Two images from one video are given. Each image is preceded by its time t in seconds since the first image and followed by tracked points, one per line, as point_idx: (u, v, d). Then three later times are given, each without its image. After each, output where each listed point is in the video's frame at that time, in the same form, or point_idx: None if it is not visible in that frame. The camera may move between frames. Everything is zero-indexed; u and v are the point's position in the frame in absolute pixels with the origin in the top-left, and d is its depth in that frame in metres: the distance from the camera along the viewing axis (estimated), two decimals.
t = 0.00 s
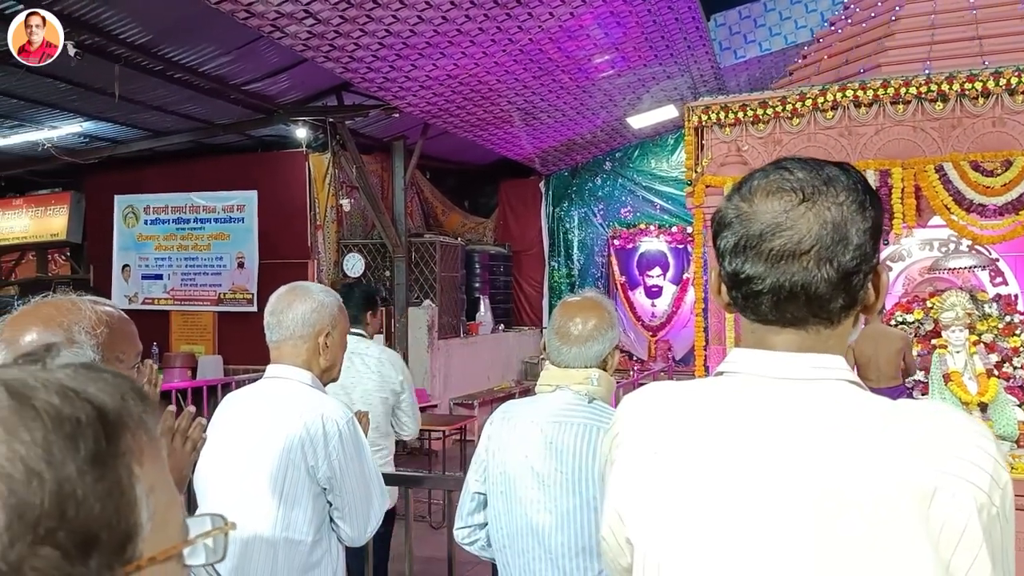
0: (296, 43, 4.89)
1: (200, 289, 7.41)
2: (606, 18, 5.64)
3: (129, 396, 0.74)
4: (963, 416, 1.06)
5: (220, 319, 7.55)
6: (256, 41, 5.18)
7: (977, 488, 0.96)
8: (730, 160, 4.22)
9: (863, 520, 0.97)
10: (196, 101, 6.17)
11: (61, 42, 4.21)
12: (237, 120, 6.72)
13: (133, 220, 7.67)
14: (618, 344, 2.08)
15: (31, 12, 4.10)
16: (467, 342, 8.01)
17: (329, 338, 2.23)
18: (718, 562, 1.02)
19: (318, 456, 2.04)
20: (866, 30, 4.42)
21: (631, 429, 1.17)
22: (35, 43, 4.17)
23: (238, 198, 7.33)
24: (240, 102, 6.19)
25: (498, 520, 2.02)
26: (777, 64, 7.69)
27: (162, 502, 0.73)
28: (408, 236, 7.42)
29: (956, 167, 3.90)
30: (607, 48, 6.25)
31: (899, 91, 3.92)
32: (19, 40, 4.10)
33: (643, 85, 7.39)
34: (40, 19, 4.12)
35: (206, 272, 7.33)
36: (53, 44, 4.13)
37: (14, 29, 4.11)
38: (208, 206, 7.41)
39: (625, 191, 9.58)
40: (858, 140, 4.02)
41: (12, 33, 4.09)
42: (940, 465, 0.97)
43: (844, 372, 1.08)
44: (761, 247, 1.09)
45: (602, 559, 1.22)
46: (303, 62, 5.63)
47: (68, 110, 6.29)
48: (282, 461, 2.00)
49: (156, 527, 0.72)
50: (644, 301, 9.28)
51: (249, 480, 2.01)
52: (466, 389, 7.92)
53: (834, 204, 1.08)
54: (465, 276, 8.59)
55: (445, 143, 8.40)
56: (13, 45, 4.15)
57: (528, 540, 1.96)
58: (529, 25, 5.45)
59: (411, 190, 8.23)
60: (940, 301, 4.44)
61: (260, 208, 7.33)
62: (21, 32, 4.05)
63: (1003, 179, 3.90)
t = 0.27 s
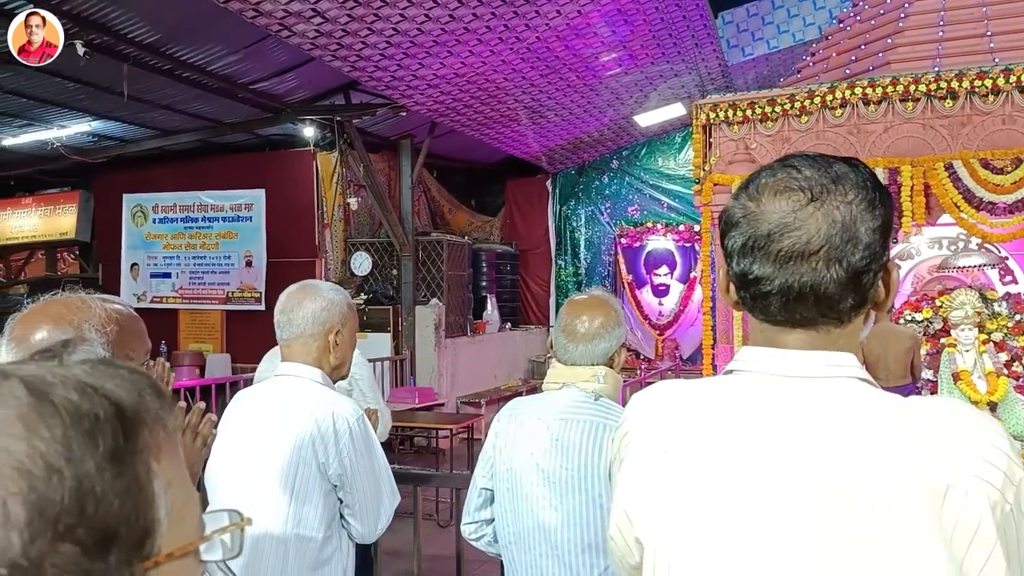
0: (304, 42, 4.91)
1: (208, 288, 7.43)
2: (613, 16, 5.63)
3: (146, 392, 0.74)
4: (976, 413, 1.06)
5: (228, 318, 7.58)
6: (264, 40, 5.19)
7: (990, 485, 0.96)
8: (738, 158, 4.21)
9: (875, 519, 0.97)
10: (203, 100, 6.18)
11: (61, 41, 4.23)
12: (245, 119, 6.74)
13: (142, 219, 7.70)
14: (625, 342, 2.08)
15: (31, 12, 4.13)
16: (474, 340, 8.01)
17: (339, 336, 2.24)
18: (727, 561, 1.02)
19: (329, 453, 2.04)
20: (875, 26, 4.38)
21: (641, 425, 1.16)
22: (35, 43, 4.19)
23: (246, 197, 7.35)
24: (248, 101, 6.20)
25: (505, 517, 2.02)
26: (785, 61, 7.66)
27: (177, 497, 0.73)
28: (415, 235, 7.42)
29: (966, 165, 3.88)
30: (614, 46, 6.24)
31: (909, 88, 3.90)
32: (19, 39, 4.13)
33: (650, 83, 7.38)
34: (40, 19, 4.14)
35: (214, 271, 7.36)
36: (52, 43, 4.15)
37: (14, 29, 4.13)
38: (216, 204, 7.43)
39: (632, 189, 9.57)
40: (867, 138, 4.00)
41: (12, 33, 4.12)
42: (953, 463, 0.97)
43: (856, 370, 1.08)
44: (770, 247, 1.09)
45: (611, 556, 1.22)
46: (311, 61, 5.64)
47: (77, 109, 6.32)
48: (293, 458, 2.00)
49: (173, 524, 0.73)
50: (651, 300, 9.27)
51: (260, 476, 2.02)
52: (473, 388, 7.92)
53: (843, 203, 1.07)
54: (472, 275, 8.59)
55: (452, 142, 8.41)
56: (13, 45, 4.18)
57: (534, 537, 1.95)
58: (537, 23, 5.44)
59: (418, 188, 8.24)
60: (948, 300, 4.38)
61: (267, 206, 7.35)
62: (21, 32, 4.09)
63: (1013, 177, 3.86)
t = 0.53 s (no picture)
0: (313, 42, 4.92)
1: (217, 287, 7.46)
2: (621, 14, 5.62)
3: (159, 385, 0.74)
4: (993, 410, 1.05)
5: (237, 317, 7.61)
6: (273, 40, 5.21)
7: (1008, 483, 0.95)
8: (747, 157, 4.18)
9: (888, 517, 0.97)
10: (212, 100, 6.21)
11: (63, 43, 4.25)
12: (254, 119, 6.76)
13: (151, 219, 7.72)
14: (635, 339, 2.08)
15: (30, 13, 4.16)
16: (481, 340, 8.00)
17: (347, 334, 2.24)
18: (740, 560, 1.02)
19: (340, 450, 2.05)
20: (885, 24, 4.33)
21: (653, 424, 1.16)
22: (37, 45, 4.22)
23: (253, 197, 7.35)
24: (257, 101, 6.22)
25: (514, 515, 2.02)
26: (794, 60, 7.64)
27: (191, 492, 0.73)
28: (423, 234, 7.43)
29: (977, 164, 3.86)
30: (622, 45, 6.23)
31: (918, 87, 3.88)
32: (19, 41, 4.15)
33: (658, 82, 7.37)
34: (41, 20, 4.17)
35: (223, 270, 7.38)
36: (56, 46, 4.19)
37: (14, 30, 4.16)
38: (224, 204, 7.44)
39: (640, 188, 9.56)
40: (876, 136, 3.99)
41: (12, 35, 4.14)
42: (970, 460, 0.96)
43: (870, 367, 1.08)
44: (783, 248, 1.08)
45: (623, 552, 1.22)
46: (319, 61, 5.66)
47: (87, 109, 6.35)
48: (304, 455, 2.01)
49: (188, 517, 0.73)
50: (659, 299, 9.27)
51: (272, 473, 2.02)
52: (481, 387, 7.92)
53: (856, 202, 1.06)
54: (480, 274, 8.60)
55: (459, 141, 8.41)
56: (14, 46, 4.21)
57: (544, 535, 1.95)
58: (545, 22, 5.44)
59: (426, 188, 8.24)
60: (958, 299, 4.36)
61: (276, 206, 7.37)
62: (20, 32, 4.13)
63: None
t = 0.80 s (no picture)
0: (321, 43, 4.93)
1: (226, 288, 7.49)
2: (629, 15, 5.62)
3: (175, 381, 0.74)
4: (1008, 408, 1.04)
5: (246, 318, 7.63)
6: (282, 41, 5.23)
7: None
8: (756, 158, 4.17)
9: (897, 517, 0.96)
10: (221, 101, 6.24)
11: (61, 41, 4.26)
12: (263, 121, 6.79)
13: (160, 220, 7.71)
14: (645, 338, 2.08)
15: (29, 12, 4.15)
16: (489, 340, 8.00)
17: (357, 333, 2.25)
18: (751, 560, 1.02)
19: (351, 449, 2.05)
20: (895, 22, 4.30)
21: (664, 423, 1.16)
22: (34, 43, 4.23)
23: (263, 198, 7.36)
24: (266, 102, 6.25)
25: (524, 515, 2.02)
26: (803, 60, 7.61)
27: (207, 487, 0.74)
28: (431, 235, 7.44)
29: (988, 164, 3.83)
30: (630, 45, 6.23)
31: (929, 86, 3.86)
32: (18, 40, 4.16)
33: (667, 83, 7.36)
34: (40, 19, 4.18)
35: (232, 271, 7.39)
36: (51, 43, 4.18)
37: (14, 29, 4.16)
38: (233, 205, 7.45)
39: (648, 189, 9.55)
40: (886, 136, 3.97)
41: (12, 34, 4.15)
42: (985, 459, 0.96)
43: (884, 366, 1.07)
44: (795, 246, 1.08)
45: (634, 553, 1.21)
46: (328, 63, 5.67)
47: (97, 111, 6.38)
48: (315, 454, 2.01)
49: (203, 513, 0.73)
50: (667, 300, 9.25)
51: (283, 473, 2.03)
52: (488, 388, 7.91)
53: (869, 199, 1.06)
54: (488, 275, 8.60)
55: (467, 143, 8.42)
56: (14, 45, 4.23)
57: (554, 535, 1.95)
58: (553, 23, 5.44)
59: (434, 189, 8.25)
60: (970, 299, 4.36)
61: (284, 207, 7.40)
62: (21, 33, 4.13)
63: None
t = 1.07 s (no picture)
0: (330, 43, 4.95)
1: (235, 287, 7.52)
2: (638, 14, 5.61)
3: (199, 376, 0.75)
4: None
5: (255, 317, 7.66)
6: (291, 41, 5.24)
7: None
8: (766, 156, 4.16)
9: (920, 517, 0.96)
10: (230, 101, 6.26)
11: (61, 41, 4.29)
12: (272, 121, 6.81)
13: (170, 220, 7.82)
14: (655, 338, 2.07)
15: (29, 12, 4.20)
16: (497, 340, 8.00)
17: (367, 331, 2.25)
18: (766, 559, 1.01)
19: (361, 447, 2.06)
20: (906, 19, 4.27)
21: (676, 422, 1.16)
22: (35, 43, 4.26)
23: (272, 198, 7.45)
24: (275, 102, 6.27)
25: (535, 516, 2.02)
26: (812, 58, 7.58)
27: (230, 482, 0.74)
28: (439, 234, 7.45)
29: (1000, 162, 3.83)
30: (639, 44, 6.22)
31: (940, 84, 3.83)
32: (19, 40, 4.20)
33: (675, 81, 7.34)
34: (39, 19, 4.21)
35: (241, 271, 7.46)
36: (53, 44, 4.21)
37: (14, 29, 4.21)
38: (242, 205, 7.54)
39: (656, 188, 9.53)
40: (897, 134, 3.94)
41: (12, 35, 4.20)
42: (1000, 459, 0.96)
43: (899, 365, 1.07)
44: (808, 243, 1.08)
45: (648, 553, 1.21)
46: (336, 62, 5.69)
47: (107, 111, 6.41)
48: (326, 453, 2.02)
49: (227, 508, 0.74)
50: (675, 299, 9.23)
51: (293, 471, 2.03)
52: (496, 387, 7.91)
53: (883, 195, 1.06)
54: (496, 274, 8.60)
55: (475, 142, 8.42)
56: (14, 45, 4.26)
57: (565, 535, 1.95)
58: (561, 22, 5.43)
59: (441, 188, 8.26)
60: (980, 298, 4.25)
61: (293, 207, 7.43)
62: (21, 32, 4.18)
63: None
